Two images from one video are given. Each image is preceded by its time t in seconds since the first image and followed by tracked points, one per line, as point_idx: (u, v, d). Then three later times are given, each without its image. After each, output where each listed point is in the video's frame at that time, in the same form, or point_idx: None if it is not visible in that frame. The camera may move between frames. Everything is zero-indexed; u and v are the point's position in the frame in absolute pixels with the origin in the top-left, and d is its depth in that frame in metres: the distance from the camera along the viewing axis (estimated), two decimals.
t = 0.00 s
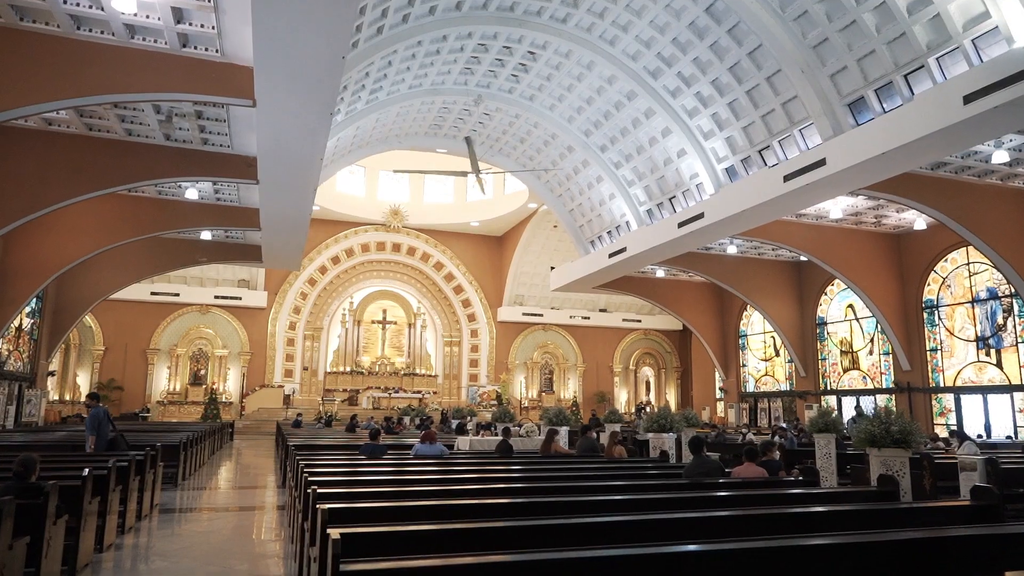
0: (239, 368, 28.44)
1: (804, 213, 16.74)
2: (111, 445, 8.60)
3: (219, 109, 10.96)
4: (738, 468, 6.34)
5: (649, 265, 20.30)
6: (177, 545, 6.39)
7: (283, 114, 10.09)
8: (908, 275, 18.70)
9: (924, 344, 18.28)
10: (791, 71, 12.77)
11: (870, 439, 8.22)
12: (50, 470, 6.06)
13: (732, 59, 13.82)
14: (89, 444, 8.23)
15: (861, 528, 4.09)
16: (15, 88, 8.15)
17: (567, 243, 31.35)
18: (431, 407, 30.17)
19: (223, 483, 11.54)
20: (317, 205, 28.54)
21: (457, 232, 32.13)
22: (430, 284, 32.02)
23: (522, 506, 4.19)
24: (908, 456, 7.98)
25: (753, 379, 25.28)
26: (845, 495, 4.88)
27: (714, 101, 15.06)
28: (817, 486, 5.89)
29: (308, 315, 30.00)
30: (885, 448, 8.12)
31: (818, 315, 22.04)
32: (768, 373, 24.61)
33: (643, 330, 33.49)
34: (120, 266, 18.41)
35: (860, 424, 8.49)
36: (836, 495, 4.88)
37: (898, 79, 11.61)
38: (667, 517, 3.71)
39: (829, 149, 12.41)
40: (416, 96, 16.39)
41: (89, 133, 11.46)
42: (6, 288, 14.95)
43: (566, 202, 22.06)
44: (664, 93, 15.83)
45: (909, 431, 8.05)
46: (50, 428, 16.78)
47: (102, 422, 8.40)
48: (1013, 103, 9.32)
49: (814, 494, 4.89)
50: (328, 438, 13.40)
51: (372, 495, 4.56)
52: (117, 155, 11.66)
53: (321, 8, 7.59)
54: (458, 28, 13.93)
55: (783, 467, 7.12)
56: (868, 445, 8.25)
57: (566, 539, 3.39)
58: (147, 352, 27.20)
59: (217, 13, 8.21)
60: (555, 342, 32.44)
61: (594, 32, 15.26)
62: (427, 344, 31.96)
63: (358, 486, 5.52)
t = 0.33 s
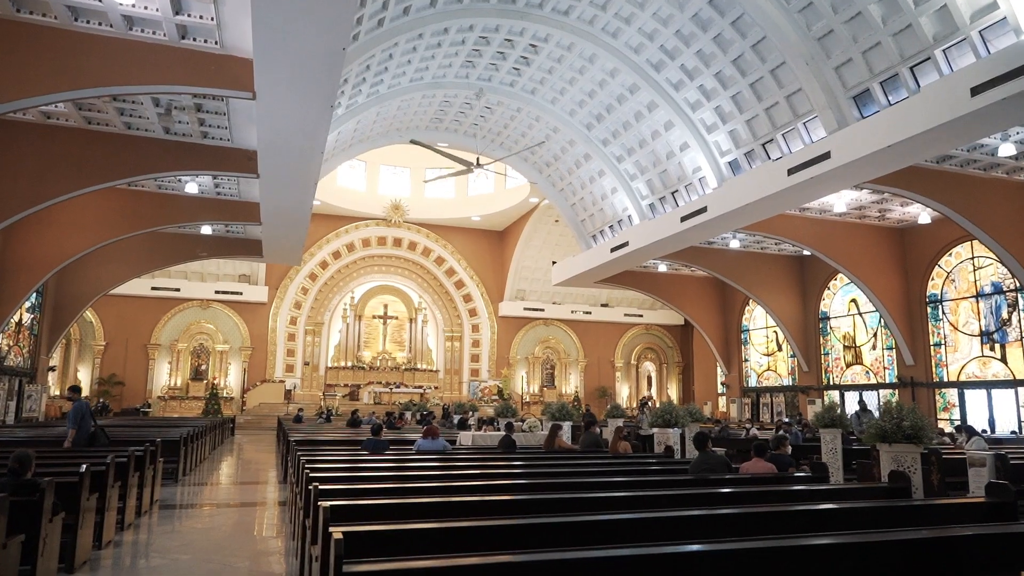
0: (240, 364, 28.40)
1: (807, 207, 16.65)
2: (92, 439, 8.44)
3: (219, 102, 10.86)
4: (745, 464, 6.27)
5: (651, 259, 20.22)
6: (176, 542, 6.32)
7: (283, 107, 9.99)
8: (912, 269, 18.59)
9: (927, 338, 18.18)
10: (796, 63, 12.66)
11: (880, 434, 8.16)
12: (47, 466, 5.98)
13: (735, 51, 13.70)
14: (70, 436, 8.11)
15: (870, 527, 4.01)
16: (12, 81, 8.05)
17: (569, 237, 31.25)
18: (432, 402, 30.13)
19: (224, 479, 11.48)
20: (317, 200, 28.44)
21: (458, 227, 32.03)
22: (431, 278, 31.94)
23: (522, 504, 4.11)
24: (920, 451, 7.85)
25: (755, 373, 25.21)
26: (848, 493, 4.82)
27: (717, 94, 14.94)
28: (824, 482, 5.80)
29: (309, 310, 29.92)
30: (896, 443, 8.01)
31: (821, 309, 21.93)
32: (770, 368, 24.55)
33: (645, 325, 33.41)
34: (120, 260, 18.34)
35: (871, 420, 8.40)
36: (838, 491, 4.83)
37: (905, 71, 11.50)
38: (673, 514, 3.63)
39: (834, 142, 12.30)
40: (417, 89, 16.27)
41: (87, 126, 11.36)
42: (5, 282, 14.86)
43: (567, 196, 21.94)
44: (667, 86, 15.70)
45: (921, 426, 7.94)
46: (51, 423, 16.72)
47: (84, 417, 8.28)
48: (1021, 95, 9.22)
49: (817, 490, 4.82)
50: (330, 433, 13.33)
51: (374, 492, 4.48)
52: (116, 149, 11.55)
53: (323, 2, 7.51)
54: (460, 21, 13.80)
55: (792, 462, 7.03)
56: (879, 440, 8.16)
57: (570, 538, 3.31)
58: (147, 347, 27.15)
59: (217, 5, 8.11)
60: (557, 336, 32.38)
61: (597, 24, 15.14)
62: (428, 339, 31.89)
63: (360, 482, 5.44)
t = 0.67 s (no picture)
0: (242, 358, 28.34)
1: (812, 200, 16.55)
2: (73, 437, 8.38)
3: (219, 94, 10.78)
4: (753, 459, 6.21)
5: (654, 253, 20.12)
6: (177, 537, 6.27)
7: (284, 99, 9.89)
8: (917, 263, 18.50)
9: (932, 332, 18.10)
10: (801, 55, 12.54)
11: (893, 429, 8.09)
12: (46, 462, 5.93)
13: (740, 43, 13.58)
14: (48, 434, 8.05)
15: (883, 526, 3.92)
16: (10, 71, 7.98)
17: (571, 231, 31.12)
18: (434, 396, 30.11)
19: (227, 474, 11.44)
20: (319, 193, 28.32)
21: (460, 221, 31.92)
22: (433, 273, 31.88)
23: (526, 501, 4.03)
24: (933, 447, 7.80)
25: (758, 368, 25.14)
26: (859, 488, 4.74)
27: (721, 86, 14.83)
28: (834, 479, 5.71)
29: (311, 304, 29.85)
30: (909, 439, 7.96)
31: (825, 304, 21.83)
32: (773, 363, 24.47)
33: (647, 320, 33.34)
34: (120, 255, 18.26)
35: (884, 415, 8.32)
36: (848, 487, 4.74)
37: (911, 62, 11.37)
38: (680, 513, 3.54)
39: (840, 135, 12.18)
40: (418, 82, 16.16)
41: (87, 119, 11.27)
42: (6, 277, 14.80)
43: (570, 190, 21.82)
44: (671, 78, 15.57)
45: (935, 422, 7.86)
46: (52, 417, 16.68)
47: (62, 414, 8.19)
48: None
49: (827, 487, 4.73)
50: (332, 428, 13.28)
51: (377, 488, 4.40)
52: (117, 142, 11.47)
53: None
54: (462, 12, 13.69)
55: (801, 457, 6.95)
56: (892, 435, 8.11)
57: (575, 538, 3.22)
58: (149, 342, 27.13)
59: None
60: (559, 331, 32.30)
61: (600, 16, 15.03)
62: (429, 333, 31.82)
63: (363, 477, 5.36)
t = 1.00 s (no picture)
0: (242, 353, 28.31)
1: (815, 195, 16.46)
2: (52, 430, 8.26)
3: (219, 87, 10.69)
4: (762, 455, 6.16)
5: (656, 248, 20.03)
6: (178, 534, 6.22)
7: (286, 92, 9.81)
8: (921, 258, 18.43)
9: (936, 328, 18.03)
10: (805, 47, 12.43)
11: (905, 425, 8.03)
12: (44, 458, 5.87)
13: (744, 36, 13.48)
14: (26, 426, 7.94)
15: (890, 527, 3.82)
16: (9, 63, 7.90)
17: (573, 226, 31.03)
18: (435, 391, 30.09)
19: (228, 469, 11.40)
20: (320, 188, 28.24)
21: (461, 216, 31.82)
22: (434, 267, 31.79)
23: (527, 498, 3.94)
24: (946, 444, 7.73)
25: (760, 363, 25.09)
26: (863, 486, 4.68)
27: (725, 80, 14.72)
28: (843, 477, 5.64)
29: (311, 299, 29.80)
30: (920, 435, 7.90)
31: (828, 298, 21.75)
32: (776, 358, 24.40)
33: (648, 315, 33.28)
34: (119, 250, 18.18)
35: (895, 410, 8.26)
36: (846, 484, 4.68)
37: (917, 55, 11.27)
38: (681, 511, 3.44)
39: (845, 128, 12.08)
40: (420, 75, 16.06)
41: (86, 112, 11.19)
42: (5, 271, 14.73)
43: (572, 184, 21.71)
44: (674, 72, 15.46)
45: (948, 418, 7.80)
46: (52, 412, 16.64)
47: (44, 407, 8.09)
48: None
49: (831, 485, 4.65)
50: (333, 423, 13.24)
51: (381, 486, 4.33)
52: (116, 135, 11.39)
53: None
54: (464, 4, 13.59)
55: (810, 454, 6.88)
56: (903, 431, 8.04)
57: (573, 539, 3.12)
58: (150, 336, 27.09)
59: None
60: (560, 326, 32.25)
61: (602, 9, 14.93)
62: (430, 328, 31.74)
63: (366, 474, 5.28)
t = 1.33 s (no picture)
0: (244, 348, 28.26)
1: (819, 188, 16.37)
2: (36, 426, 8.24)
3: (220, 80, 10.60)
4: (772, 452, 6.09)
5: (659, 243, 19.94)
6: (179, 531, 6.15)
7: (287, 84, 9.71)
8: (925, 252, 18.33)
9: (940, 322, 17.94)
10: (810, 40, 12.32)
11: (919, 421, 7.98)
12: (43, 455, 5.81)
13: (748, 29, 13.37)
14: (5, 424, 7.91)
15: (897, 528, 3.71)
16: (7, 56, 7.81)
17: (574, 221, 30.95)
18: (437, 387, 30.04)
19: (229, 465, 11.35)
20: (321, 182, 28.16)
21: (462, 211, 31.74)
22: (435, 262, 31.71)
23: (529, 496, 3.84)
24: (962, 439, 7.68)
25: (763, 358, 25.03)
26: (872, 483, 4.60)
27: (728, 73, 14.59)
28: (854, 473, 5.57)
29: (313, 294, 29.76)
30: (936, 431, 7.85)
31: (831, 293, 21.66)
32: (779, 353, 24.34)
33: (650, 310, 33.22)
34: (119, 245, 18.11)
35: (908, 406, 8.21)
36: (852, 483, 4.58)
37: (923, 47, 11.15)
38: (684, 510, 3.34)
39: (850, 121, 11.97)
40: (421, 69, 15.97)
41: (86, 105, 11.10)
42: (6, 267, 14.66)
43: (574, 178, 21.61)
44: (677, 65, 15.34)
45: (963, 414, 7.74)
46: (54, 407, 16.60)
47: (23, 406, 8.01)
48: None
49: (837, 484, 4.55)
50: (335, 418, 13.19)
51: (385, 483, 4.25)
52: (116, 128, 11.30)
53: None
54: None
55: (821, 450, 6.81)
56: (917, 427, 7.99)
57: (572, 540, 3.02)
58: (151, 332, 27.05)
59: None
60: (562, 321, 32.17)
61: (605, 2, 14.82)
62: (432, 323, 31.67)
63: (370, 472, 5.20)
